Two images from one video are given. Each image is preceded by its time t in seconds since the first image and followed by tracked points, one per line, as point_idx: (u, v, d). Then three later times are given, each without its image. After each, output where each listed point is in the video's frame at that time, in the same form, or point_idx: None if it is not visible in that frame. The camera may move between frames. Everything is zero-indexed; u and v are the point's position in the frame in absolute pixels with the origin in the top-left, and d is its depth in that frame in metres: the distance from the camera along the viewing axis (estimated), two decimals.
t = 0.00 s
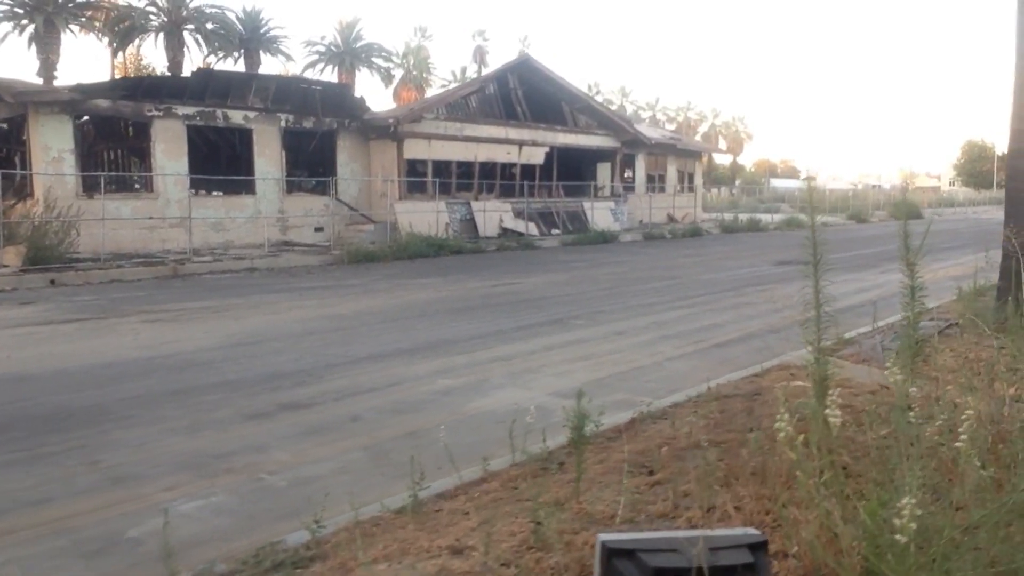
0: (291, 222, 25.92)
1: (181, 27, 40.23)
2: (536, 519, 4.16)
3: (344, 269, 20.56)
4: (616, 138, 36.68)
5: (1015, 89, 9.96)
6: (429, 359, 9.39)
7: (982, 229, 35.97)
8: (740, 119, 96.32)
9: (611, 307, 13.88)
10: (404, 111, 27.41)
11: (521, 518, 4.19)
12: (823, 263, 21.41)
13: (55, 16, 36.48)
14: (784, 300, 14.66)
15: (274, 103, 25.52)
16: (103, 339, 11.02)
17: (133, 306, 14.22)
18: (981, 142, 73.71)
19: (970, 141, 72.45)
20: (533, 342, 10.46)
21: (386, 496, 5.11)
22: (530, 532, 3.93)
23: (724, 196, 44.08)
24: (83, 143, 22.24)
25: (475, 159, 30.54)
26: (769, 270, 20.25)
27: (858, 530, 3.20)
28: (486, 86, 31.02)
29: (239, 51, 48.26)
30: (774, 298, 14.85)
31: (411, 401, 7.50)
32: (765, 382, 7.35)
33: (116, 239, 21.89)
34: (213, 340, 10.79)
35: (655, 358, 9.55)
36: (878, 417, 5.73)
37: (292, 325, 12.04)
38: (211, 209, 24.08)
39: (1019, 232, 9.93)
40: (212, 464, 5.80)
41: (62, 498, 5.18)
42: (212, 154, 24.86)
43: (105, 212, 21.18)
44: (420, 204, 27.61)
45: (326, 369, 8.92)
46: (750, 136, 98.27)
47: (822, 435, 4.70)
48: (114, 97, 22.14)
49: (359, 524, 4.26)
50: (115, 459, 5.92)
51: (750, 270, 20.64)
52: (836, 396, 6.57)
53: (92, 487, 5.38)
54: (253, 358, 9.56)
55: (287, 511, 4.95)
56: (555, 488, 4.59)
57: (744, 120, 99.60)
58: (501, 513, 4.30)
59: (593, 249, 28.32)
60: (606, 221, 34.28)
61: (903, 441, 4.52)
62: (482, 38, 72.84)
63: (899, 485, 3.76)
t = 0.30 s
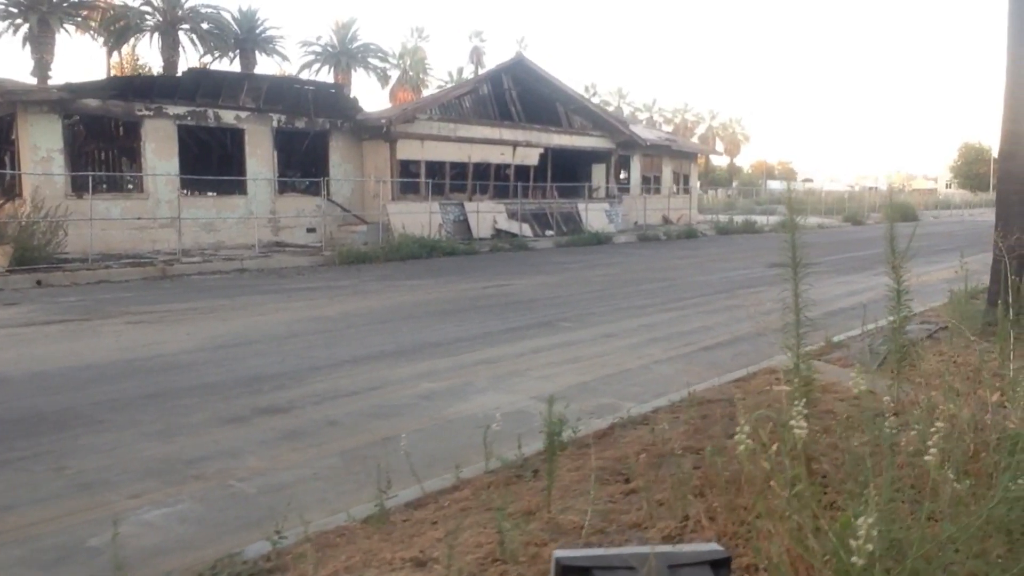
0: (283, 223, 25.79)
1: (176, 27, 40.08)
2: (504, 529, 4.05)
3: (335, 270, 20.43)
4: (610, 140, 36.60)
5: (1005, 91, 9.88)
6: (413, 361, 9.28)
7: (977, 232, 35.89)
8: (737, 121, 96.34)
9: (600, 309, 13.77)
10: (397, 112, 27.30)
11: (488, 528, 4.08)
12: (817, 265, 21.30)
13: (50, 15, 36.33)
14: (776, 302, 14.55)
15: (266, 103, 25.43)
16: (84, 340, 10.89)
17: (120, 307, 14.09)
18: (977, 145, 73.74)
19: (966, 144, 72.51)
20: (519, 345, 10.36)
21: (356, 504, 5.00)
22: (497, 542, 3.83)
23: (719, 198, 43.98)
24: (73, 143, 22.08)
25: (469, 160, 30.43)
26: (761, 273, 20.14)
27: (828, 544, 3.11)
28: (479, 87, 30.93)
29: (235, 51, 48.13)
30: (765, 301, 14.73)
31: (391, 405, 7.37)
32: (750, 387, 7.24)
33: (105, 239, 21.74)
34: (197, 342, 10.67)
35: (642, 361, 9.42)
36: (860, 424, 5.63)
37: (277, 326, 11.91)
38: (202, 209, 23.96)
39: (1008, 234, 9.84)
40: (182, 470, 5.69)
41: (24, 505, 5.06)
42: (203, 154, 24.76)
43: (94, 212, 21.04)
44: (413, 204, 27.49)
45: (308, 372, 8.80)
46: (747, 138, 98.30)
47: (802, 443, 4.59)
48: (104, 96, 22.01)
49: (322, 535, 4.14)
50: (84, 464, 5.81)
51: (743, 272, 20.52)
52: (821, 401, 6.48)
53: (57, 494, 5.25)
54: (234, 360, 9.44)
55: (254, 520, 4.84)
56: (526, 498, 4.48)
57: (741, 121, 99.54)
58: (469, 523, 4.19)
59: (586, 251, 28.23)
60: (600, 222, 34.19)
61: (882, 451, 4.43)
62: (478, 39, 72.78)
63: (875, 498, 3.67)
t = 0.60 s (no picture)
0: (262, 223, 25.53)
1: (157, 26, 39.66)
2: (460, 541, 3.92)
3: (314, 271, 20.22)
4: (594, 140, 36.52)
5: (983, 91, 9.83)
6: (385, 364, 9.10)
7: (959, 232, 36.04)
8: (723, 122, 96.57)
9: (579, 310, 13.65)
10: (378, 111, 27.11)
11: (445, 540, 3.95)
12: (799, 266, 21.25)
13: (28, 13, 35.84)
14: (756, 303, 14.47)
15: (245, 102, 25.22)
16: (52, 344, 10.67)
17: (92, 309, 13.85)
18: (960, 146, 74.16)
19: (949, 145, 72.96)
20: (494, 347, 10.21)
21: (315, 514, 4.86)
22: (449, 551, 3.71)
23: (704, 198, 43.97)
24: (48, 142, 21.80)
25: (451, 160, 30.28)
26: (743, 273, 20.08)
27: (784, 559, 3.03)
28: (462, 87, 30.74)
29: (217, 50, 47.73)
30: (746, 301, 14.65)
31: (358, 410, 7.20)
32: (725, 390, 7.13)
33: (81, 240, 21.44)
34: (166, 345, 10.45)
35: (617, 364, 9.29)
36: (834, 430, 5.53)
37: (250, 328, 11.72)
38: (180, 209, 23.70)
39: (982, 235, 9.83)
40: (138, 478, 5.53)
41: None
42: (181, 154, 24.32)
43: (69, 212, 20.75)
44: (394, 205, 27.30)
45: (276, 375, 8.62)
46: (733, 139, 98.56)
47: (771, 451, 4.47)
48: (79, 95, 21.78)
49: (272, 549, 4.00)
50: (38, 472, 5.63)
51: (725, 273, 20.45)
52: (795, 406, 6.37)
53: (6, 504, 5.08)
54: (203, 363, 9.25)
55: (207, 531, 4.68)
56: (487, 509, 4.35)
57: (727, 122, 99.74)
58: (424, 534, 4.06)
59: (569, 251, 28.12)
60: (584, 223, 34.10)
61: (851, 460, 4.35)
62: (464, 39, 72.56)
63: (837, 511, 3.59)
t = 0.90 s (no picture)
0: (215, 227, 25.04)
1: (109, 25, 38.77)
2: (389, 563, 3.77)
3: (267, 276, 19.85)
4: (553, 143, 36.50)
5: (930, 95, 9.91)
6: (331, 372, 8.87)
7: (911, 236, 36.66)
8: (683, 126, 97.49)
9: (534, 316, 13.54)
10: (333, 113, 26.78)
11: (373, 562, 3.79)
12: (754, 269, 21.37)
13: None
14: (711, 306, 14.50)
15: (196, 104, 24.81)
16: None
17: (32, 316, 13.39)
18: (912, 150, 75.74)
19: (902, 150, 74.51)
20: (446, 353, 10.04)
21: (243, 534, 4.65)
22: (374, 575, 3.54)
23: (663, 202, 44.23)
24: None
25: (409, 163, 30.05)
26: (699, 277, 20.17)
27: None
28: (419, 88, 30.40)
29: (172, 50, 46.83)
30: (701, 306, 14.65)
31: (299, 421, 6.98)
32: (673, 398, 7.06)
33: (25, 243, 20.81)
34: (104, 353, 10.11)
35: (568, 370, 9.17)
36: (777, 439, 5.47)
37: (195, 336, 11.39)
38: (129, 212, 23.26)
39: (928, 239, 9.94)
40: (61, 497, 5.27)
41: None
42: (129, 155, 23.90)
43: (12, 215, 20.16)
44: (351, 208, 27.02)
45: (216, 386, 8.35)
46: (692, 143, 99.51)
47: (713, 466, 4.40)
48: (22, 95, 21.23)
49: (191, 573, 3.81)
50: None
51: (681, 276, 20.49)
52: (742, 414, 6.32)
53: None
54: (141, 373, 8.94)
55: (129, 554, 4.45)
56: (420, 528, 4.22)
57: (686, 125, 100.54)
58: (353, 556, 3.90)
59: (528, 255, 28.03)
60: (543, 226, 34.07)
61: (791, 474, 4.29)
62: (424, 41, 72.28)
63: (771, 528, 3.53)
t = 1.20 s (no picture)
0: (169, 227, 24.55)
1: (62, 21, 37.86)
2: None
3: (222, 277, 19.48)
4: (516, 144, 36.40)
5: (881, 94, 9.91)
6: (276, 376, 8.62)
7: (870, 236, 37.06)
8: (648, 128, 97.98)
9: (490, 317, 13.39)
10: (291, 112, 26.36)
11: None
12: (714, 270, 21.37)
13: None
14: (668, 308, 14.47)
15: (149, 101, 24.27)
16: None
17: None
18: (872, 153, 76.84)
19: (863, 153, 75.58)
20: (396, 356, 9.85)
21: (163, 548, 4.44)
22: None
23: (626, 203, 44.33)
24: None
25: (370, 163, 29.69)
26: (659, 278, 20.16)
27: None
28: (380, 88, 30.11)
29: (130, 48, 45.89)
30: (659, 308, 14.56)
31: (237, 428, 6.75)
32: (621, 400, 6.97)
33: None
34: (42, 358, 9.77)
35: (520, 374, 9.00)
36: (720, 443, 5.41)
37: (140, 339, 11.07)
38: (80, 214, 22.80)
39: (880, 240, 9.96)
40: None
41: None
42: (80, 154, 23.33)
43: None
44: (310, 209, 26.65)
45: (154, 391, 8.06)
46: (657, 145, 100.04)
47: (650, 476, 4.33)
48: None
49: None
50: None
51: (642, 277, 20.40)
52: (688, 417, 6.25)
53: None
54: (78, 379, 8.63)
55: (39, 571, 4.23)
56: (347, 540, 4.06)
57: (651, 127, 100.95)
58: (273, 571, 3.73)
59: (489, 256, 27.88)
60: (506, 227, 33.95)
61: (724, 480, 4.23)
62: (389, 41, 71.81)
63: (700, 539, 3.45)
